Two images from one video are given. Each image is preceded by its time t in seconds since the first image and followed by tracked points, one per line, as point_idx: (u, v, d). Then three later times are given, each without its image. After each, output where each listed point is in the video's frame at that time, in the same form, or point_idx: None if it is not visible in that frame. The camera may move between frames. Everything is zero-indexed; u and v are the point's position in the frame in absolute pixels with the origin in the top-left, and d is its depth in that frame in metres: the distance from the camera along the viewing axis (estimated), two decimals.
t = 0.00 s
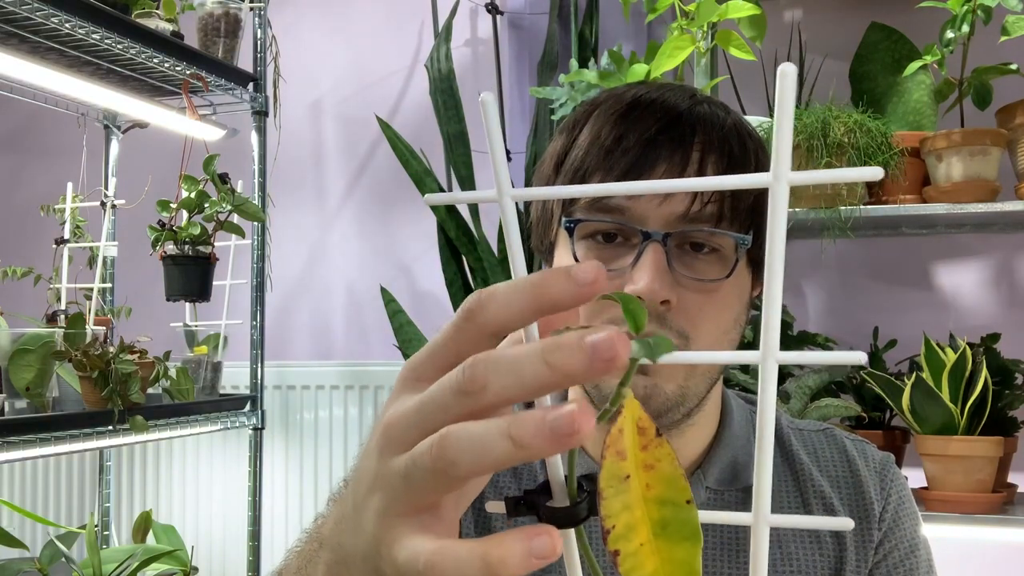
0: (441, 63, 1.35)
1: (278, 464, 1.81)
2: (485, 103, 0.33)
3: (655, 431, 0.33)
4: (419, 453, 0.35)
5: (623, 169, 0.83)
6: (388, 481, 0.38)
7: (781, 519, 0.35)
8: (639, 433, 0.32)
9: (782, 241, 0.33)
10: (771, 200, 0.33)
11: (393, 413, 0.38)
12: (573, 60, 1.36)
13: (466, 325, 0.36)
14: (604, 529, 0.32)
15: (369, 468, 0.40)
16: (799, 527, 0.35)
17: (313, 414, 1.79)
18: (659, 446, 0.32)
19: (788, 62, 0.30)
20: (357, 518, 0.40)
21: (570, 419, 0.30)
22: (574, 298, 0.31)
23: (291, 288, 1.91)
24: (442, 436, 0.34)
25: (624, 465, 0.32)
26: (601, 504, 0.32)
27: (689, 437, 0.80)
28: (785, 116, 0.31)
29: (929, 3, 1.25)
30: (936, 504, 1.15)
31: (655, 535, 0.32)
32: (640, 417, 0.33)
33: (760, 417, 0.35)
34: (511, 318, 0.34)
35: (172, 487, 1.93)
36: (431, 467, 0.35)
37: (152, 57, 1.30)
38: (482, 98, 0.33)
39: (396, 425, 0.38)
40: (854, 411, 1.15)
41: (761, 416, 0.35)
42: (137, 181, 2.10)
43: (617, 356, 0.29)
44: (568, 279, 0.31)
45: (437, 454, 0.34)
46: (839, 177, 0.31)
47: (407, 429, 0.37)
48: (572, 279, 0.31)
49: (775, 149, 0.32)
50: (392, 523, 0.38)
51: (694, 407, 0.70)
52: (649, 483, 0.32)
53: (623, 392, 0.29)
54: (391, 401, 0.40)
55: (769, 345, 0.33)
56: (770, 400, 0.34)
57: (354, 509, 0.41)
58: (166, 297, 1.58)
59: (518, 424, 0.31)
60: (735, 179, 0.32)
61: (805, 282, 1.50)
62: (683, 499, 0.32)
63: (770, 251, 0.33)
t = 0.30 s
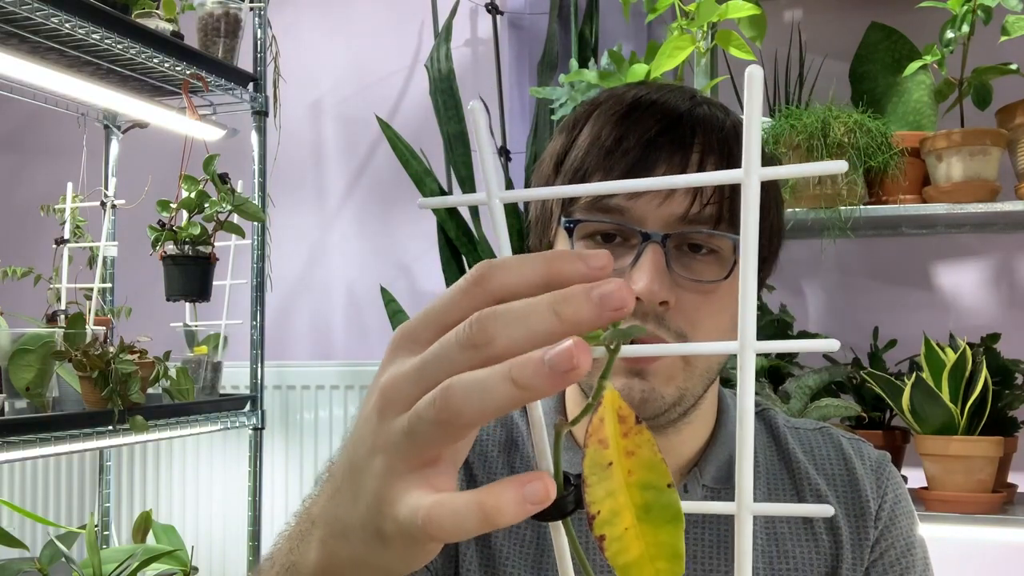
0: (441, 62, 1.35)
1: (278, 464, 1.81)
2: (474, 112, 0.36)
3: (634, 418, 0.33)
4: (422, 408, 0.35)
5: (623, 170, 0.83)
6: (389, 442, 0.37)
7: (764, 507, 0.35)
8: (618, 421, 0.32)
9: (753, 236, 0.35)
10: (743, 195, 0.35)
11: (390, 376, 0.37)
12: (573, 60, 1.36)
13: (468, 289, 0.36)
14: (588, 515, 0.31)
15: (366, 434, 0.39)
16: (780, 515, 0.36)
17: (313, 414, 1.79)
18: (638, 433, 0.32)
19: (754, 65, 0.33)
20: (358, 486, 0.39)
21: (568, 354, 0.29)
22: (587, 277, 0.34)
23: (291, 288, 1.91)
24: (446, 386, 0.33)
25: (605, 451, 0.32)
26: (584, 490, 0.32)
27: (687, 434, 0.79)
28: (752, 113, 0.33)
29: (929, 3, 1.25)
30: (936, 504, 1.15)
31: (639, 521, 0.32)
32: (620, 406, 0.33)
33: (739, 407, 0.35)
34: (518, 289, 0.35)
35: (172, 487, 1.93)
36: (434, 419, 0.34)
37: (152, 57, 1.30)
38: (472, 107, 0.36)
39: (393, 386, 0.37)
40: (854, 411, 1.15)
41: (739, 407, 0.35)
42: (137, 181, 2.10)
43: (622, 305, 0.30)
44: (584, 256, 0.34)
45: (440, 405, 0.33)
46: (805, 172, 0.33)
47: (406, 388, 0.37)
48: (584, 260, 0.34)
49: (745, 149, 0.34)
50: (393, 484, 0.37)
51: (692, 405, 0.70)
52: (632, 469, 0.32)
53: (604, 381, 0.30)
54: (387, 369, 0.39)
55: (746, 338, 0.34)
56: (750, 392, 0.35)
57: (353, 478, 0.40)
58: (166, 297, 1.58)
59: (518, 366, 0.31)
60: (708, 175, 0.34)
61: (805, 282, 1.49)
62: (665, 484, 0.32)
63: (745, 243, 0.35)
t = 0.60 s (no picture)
0: (441, 63, 1.35)
1: (278, 464, 1.81)
2: (443, 132, 0.37)
3: (610, 431, 0.33)
4: (421, 443, 0.32)
5: (623, 166, 0.83)
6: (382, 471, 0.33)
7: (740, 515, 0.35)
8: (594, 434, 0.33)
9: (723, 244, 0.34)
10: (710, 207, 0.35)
11: (374, 399, 0.34)
12: (573, 61, 1.37)
13: (402, 318, 0.34)
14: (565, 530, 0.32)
15: (344, 455, 0.35)
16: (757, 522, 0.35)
17: (313, 414, 1.79)
18: (614, 446, 0.33)
19: (715, 76, 0.34)
20: (342, 512, 0.35)
21: (545, 401, 0.29)
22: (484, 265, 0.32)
23: (291, 287, 1.91)
24: (449, 425, 0.31)
25: (581, 466, 0.32)
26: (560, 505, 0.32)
27: (689, 430, 0.79)
28: (715, 126, 0.34)
29: (929, 3, 1.25)
30: (935, 504, 1.15)
31: (616, 533, 0.32)
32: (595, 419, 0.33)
33: (714, 423, 0.34)
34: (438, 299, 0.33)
35: (172, 487, 1.93)
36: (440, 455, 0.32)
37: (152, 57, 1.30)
38: (440, 127, 0.37)
39: (380, 412, 0.34)
40: (854, 411, 1.15)
41: (715, 422, 0.35)
42: (137, 181, 2.10)
43: (558, 331, 0.29)
44: (468, 243, 0.31)
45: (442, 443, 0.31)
46: (771, 182, 0.33)
47: (395, 412, 0.33)
48: (472, 248, 0.31)
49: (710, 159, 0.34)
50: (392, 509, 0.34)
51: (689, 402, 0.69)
52: (607, 483, 0.32)
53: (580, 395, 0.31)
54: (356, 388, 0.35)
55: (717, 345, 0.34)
56: (724, 404, 0.34)
57: (332, 507, 0.36)
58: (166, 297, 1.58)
59: (508, 406, 0.30)
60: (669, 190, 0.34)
61: (805, 282, 1.49)
62: (641, 497, 0.32)
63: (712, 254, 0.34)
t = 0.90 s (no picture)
0: (441, 63, 1.35)
1: (278, 464, 1.81)
2: (442, 131, 0.37)
3: (608, 417, 0.33)
4: (385, 400, 0.33)
5: (624, 166, 0.83)
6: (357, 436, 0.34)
7: (736, 499, 0.36)
8: (593, 421, 0.32)
9: (715, 235, 0.36)
10: (702, 198, 0.36)
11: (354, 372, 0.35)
12: (573, 61, 1.37)
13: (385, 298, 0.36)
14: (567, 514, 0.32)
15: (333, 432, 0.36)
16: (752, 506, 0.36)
17: (313, 414, 1.79)
18: (613, 432, 0.33)
19: (705, 73, 0.35)
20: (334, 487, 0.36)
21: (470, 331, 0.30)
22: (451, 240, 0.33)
23: (291, 288, 1.91)
24: (405, 373, 0.32)
25: (581, 451, 0.32)
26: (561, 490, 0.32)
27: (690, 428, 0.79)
28: (705, 120, 0.35)
29: (929, 4, 1.25)
30: (935, 504, 1.15)
31: (616, 517, 0.32)
32: (594, 406, 0.33)
33: (708, 407, 0.35)
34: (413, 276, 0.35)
35: (172, 487, 1.93)
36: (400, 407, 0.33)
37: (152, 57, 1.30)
38: (440, 126, 0.38)
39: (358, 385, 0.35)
40: (854, 411, 1.15)
41: (710, 407, 0.36)
42: (137, 181, 2.10)
43: (472, 262, 0.31)
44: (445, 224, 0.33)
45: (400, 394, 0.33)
46: (759, 173, 0.35)
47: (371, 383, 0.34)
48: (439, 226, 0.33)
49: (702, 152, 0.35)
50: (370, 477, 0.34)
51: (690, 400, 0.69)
52: (607, 467, 0.32)
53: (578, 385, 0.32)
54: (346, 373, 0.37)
55: (712, 332, 0.35)
56: (719, 389, 0.35)
57: (327, 486, 0.36)
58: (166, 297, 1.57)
59: (450, 348, 0.31)
60: (667, 181, 0.36)
61: (805, 282, 1.49)
62: (639, 481, 0.32)
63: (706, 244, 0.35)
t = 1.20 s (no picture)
0: (441, 63, 1.35)
1: (277, 464, 1.81)
2: (459, 132, 0.38)
3: (625, 414, 0.32)
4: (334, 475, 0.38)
5: (641, 167, 0.83)
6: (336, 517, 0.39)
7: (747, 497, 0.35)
8: (609, 417, 0.32)
9: (727, 237, 0.36)
10: (716, 199, 0.36)
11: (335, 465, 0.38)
12: (572, 61, 1.36)
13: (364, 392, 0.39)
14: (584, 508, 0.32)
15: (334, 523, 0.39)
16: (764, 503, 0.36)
17: (313, 415, 1.79)
18: (629, 427, 0.32)
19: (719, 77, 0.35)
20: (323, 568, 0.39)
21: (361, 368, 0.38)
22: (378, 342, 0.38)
23: (291, 288, 1.91)
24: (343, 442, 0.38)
25: (599, 447, 0.32)
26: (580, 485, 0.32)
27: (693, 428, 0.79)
28: (720, 121, 0.35)
29: (929, 3, 1.25)
30: (936, 504, 1.15)
31: (633, 512, 0.32)
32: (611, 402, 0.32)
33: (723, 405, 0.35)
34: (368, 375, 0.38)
35: (171, 487, 1.93)
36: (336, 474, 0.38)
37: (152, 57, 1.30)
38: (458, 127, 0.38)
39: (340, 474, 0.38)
40: (854, 412, 1.14)
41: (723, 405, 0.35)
42: (138, 181, 2.10)
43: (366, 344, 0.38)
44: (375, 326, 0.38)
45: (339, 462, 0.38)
46: (773, 173, 0.34)
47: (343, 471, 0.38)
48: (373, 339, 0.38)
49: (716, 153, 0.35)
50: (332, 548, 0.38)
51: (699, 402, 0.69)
52: (624, 463, 0.32)
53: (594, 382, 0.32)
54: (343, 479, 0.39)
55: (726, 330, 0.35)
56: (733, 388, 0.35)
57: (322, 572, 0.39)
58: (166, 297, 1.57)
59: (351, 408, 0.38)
60: (677, 182, 0.36)
61: (805, 282, 1.49)
62: (655, 475, 0.32)
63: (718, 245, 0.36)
